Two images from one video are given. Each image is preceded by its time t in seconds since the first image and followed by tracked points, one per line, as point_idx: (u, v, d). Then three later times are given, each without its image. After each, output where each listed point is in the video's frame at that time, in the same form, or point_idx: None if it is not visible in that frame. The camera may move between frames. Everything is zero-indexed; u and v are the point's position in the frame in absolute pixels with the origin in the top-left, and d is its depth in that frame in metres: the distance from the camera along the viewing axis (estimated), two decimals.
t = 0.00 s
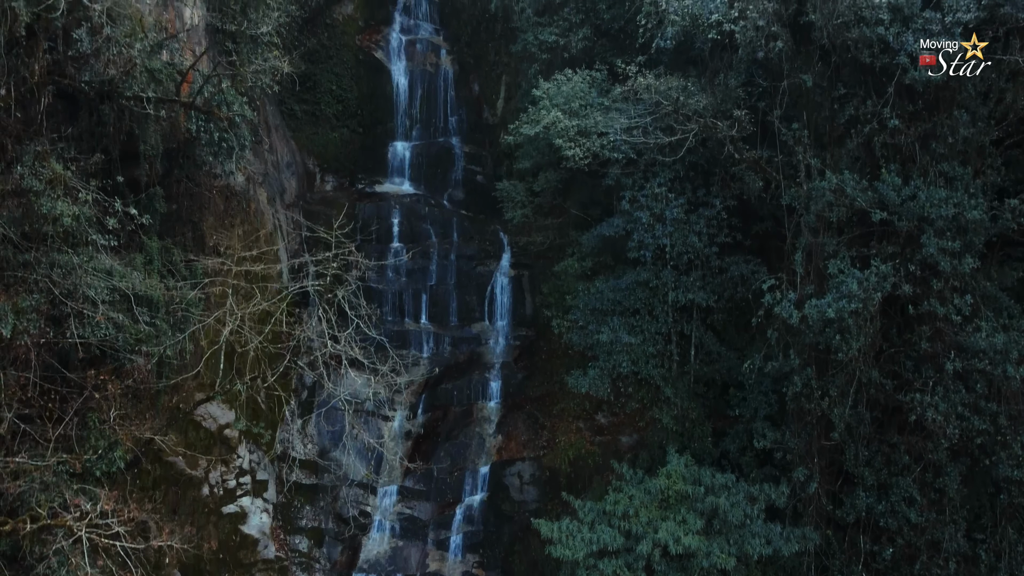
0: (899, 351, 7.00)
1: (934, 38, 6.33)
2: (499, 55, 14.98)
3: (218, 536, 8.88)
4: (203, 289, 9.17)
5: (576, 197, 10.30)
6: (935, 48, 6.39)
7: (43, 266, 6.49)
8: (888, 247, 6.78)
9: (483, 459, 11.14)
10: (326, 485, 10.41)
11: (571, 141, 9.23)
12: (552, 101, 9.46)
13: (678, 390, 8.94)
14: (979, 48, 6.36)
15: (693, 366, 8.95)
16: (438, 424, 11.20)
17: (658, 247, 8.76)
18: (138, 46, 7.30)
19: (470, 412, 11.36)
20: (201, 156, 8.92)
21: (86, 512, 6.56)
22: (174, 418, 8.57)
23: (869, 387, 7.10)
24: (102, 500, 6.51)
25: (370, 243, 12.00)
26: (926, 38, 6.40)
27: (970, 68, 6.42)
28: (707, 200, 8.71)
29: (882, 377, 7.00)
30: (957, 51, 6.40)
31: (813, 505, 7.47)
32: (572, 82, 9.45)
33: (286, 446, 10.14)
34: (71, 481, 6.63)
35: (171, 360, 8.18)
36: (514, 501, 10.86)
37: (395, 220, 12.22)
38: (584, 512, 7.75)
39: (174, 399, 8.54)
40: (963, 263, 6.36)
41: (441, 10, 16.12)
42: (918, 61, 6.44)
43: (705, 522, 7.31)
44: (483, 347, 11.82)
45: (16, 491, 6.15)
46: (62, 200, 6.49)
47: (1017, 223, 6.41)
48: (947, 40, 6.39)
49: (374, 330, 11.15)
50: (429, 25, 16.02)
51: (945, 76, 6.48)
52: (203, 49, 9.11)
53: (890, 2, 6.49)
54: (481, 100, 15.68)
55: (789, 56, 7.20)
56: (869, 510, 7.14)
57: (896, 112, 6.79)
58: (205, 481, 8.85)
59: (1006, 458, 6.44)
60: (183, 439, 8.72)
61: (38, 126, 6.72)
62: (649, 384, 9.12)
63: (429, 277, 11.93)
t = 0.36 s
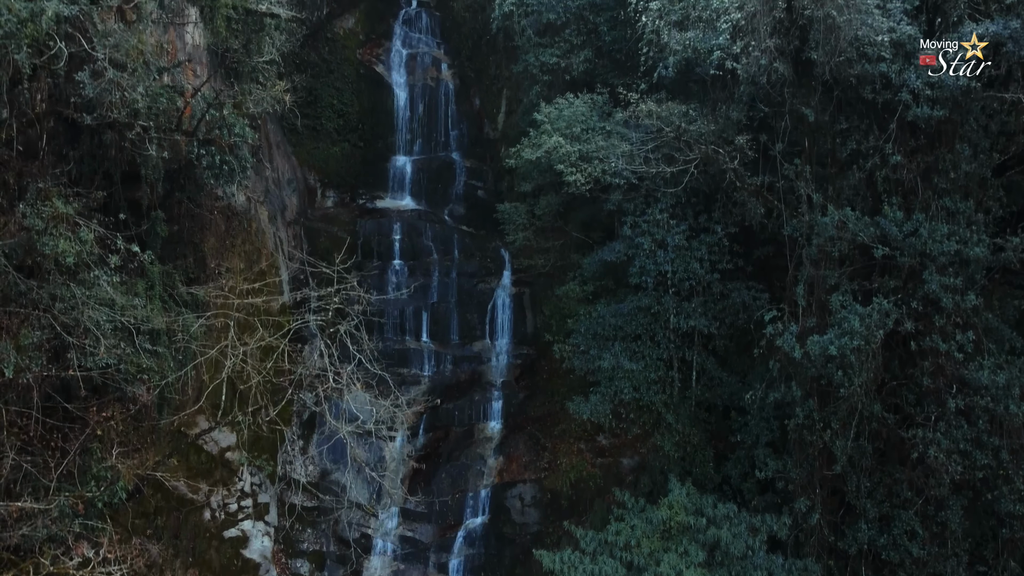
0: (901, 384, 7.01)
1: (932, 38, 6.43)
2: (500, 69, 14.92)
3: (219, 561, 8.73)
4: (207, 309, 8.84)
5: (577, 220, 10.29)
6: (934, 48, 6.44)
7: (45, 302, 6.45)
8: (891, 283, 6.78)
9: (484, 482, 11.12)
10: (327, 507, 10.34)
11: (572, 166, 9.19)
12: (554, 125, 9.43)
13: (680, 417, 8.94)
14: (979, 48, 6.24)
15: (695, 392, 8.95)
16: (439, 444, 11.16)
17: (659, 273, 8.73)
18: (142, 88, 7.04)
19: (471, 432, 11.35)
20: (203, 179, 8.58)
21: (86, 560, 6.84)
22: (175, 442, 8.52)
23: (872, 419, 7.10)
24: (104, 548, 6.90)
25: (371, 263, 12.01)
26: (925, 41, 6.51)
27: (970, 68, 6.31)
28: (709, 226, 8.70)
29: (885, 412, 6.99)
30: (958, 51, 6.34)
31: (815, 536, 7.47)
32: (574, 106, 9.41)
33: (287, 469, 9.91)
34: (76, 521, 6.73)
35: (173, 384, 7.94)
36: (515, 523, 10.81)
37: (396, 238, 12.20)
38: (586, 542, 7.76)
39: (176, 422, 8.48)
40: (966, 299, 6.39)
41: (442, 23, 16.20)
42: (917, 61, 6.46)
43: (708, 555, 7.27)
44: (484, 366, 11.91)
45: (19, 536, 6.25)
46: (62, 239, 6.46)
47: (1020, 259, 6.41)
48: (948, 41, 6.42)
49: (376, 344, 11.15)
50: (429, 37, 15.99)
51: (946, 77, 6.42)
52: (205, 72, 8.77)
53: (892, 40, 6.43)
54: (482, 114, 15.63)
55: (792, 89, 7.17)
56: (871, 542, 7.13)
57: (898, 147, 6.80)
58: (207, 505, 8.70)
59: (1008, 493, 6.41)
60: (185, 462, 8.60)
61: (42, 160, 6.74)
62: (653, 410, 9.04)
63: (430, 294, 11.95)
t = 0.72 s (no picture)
0: (903, 417, 7.01)
1: (932, 39, 6.54)
2: (501, 84, 14.91)
3: None
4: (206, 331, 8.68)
5: (578, 242, 10.30)
6: (934, 48, 6.55)
7: (49, 338, 6.43)
8: (892, 318, 6.81)
9: (485, 503, 11.12)
10: (328, 530, 10.32)
11: (573, 192, 9.18)
12: (556, 150, 9.43)
13: (682, 443, 8.95)
14: (979, 49, 6.36)
15: (696, 417, 8.95)
16: (440, 464, 11.19)
17: (661, 300, 8.73)
18: (147, 126, 6.84)
19: (472, 453, 11.41)
20: (204, 202, 8.31)
21: None
22: (177, 467, 8.48)
23: (873, 452, 7.07)
24: None
25: (371, 279, 11.90)
26: (926, 41, 6.60)
27: (971, 68, 6.35)
28: (710, 252, 8.71)
29: (887, 445, 6.98)
30: (958, 51, 6.49)
31: (815, 566, 7.48)
32: (575, 131, 9.42)
33: (288, 489, 9.74)
34: (78, 557, 6.77)
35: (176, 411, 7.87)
36: (517, 545, 10.88)
37: (398, 256, 12.09)
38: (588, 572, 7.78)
39: (178, 446, 8.38)
40: (966, 336, 6.43)
41: (443, 36, 15.94)
42: (918, 60, 6.54)
43: None
44: (484, 385, 11.79)
45: None
46: (65, 274, 6.41)
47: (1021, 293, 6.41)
48: (947, 41, 6.58)
49: (376, 366, 11.17)
50: (430, 51, 15.83)
51: (946, 77, 6.51)
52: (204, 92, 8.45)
53: (893, 77, 6.46)
54: (483, 128, 15.63)
55: (793, 122, 7.17)
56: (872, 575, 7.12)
57: (899, 182, 6.83)
58: (209, 529, 8.71)
59: (1008, 528, 6.40)
60: (187, 486, 8.59)
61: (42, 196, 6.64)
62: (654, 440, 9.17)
63: (431, 312, 11.90)
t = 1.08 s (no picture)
0: (903, 450, 7.05)
1: (932, 39, 6.61)
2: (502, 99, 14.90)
3: None
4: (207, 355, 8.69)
5: (578, 263, 10.31)
6: (934, 48, 6.62)
7: (51, 373, 6.45)
8: (893, 353, 6.85)
9: (486, 525, 11.17)
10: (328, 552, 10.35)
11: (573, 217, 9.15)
12: (557, 173, 9.43)
13: (682, 468, 8.96)
14: (979, 48, 6.40)
15: (696, 442, 8.96)
16: (440, 485, 11.18)
17: (661, 326, 8.74)
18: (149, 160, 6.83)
19: (472, 473, 11.39)
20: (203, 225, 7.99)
21: None
22: (178, 491, 8.36)
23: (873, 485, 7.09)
24: None
25: (371, 296, 11.91)
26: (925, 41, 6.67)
27: (970, 68, 6.44)
28: (710, 278, 8.73)
29: (887, 479, 7.00)
30: (958, 51, 6.52)
31: None
32: (576, 155, 9.44)
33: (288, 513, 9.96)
34: None
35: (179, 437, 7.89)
36: (518, 566, 11.05)
37: (399, 272, 12.09)
38: None
39: (178, 470, 8.33)
40: (966, 372, 6.46)
41: (443, 49, 15.84)
42: (919, 61, 6.63)
43: None
44: (486, 404, 11.73)
45: None
46: (67, 311, 6.45)
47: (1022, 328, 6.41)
48: (947, 41, 6.62)
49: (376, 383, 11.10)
50: (430, 65, 15.74)
51: (946, 76, 6.62)
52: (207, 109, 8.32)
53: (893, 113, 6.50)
54: (484, 143, 15.63)
55: (792, 158, 7.23)
56: None
57: (899, 218, 6.87)
58: (209, 552, 8.66)
59: (1010, 563, 6.35)
60: (187, 510, 8.50)
61: (44, 233, 6.61)
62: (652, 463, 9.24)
63: (431, 329, 11.91)
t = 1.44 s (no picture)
0: (902, 480, 7.08)
1: (933, 38, 6.66)
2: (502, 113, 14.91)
3: None
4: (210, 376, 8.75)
5: (578, 284, 10.30)
6: (935, 48, 6.68)
7: (51, 407, 6.45)
8: (892, 384, 6.88)
9: (486, 545, 11.17)
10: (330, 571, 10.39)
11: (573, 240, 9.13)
12: (557, 194, 9.41)
13: (682, 491, 8.91)
14: (980, 49, 6.44)
15: (695, 466, 8.93)
16: (440, 505, 11.14)
17: (661, 349, 8.73)
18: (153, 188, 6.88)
19: (472, 492, 11.43)
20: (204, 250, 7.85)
21: None
22: (177, 511, 8.21)
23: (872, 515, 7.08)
24: None
25: (372, 311, 11.92)
26: (926, 40, 6.72)
27: (970, 68, 6.53)
28: (710, 302, 8.73)
29: (886, 510, 7.01)
30: (958, 51, 6.58)
31: None
32: (577, 178, 9.43)
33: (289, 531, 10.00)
34: None
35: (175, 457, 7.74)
36: None
37: (399, 286, 12.11)
38: None
39: (178, 490, 8.22)
40: (965, 405, 6.50)
41: (443, 62, 15.92)
42: (918, 61, 6.71)
43: None
44: (485, 421, 11.71)
45: None
46: (67, 346, 6.44)
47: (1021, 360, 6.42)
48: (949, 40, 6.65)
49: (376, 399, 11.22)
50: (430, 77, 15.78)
51: (946, 75, 6.71)
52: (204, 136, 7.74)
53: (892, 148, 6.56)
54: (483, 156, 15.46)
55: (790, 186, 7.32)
56: None
57: (898, 251, 6.92)
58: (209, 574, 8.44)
59: None
60: (187, 532, 8.35)
61: (42, 265, 6.62)
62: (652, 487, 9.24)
63: (431, 345, 11.90)
